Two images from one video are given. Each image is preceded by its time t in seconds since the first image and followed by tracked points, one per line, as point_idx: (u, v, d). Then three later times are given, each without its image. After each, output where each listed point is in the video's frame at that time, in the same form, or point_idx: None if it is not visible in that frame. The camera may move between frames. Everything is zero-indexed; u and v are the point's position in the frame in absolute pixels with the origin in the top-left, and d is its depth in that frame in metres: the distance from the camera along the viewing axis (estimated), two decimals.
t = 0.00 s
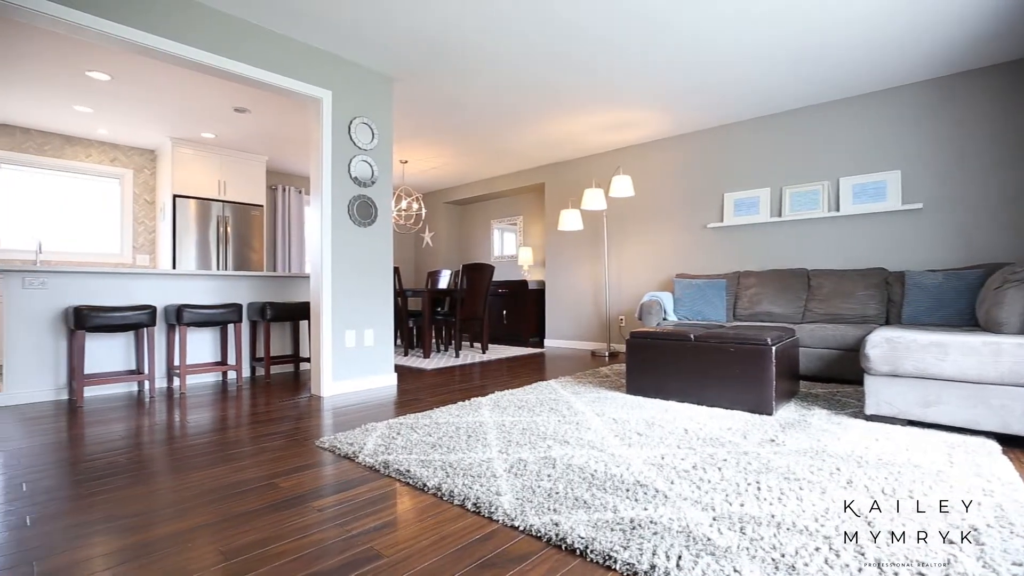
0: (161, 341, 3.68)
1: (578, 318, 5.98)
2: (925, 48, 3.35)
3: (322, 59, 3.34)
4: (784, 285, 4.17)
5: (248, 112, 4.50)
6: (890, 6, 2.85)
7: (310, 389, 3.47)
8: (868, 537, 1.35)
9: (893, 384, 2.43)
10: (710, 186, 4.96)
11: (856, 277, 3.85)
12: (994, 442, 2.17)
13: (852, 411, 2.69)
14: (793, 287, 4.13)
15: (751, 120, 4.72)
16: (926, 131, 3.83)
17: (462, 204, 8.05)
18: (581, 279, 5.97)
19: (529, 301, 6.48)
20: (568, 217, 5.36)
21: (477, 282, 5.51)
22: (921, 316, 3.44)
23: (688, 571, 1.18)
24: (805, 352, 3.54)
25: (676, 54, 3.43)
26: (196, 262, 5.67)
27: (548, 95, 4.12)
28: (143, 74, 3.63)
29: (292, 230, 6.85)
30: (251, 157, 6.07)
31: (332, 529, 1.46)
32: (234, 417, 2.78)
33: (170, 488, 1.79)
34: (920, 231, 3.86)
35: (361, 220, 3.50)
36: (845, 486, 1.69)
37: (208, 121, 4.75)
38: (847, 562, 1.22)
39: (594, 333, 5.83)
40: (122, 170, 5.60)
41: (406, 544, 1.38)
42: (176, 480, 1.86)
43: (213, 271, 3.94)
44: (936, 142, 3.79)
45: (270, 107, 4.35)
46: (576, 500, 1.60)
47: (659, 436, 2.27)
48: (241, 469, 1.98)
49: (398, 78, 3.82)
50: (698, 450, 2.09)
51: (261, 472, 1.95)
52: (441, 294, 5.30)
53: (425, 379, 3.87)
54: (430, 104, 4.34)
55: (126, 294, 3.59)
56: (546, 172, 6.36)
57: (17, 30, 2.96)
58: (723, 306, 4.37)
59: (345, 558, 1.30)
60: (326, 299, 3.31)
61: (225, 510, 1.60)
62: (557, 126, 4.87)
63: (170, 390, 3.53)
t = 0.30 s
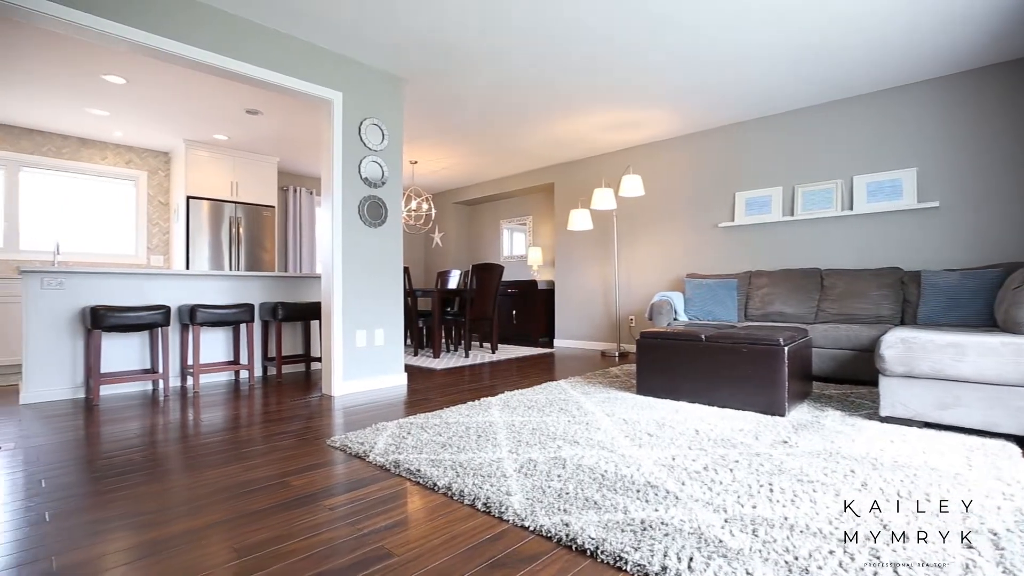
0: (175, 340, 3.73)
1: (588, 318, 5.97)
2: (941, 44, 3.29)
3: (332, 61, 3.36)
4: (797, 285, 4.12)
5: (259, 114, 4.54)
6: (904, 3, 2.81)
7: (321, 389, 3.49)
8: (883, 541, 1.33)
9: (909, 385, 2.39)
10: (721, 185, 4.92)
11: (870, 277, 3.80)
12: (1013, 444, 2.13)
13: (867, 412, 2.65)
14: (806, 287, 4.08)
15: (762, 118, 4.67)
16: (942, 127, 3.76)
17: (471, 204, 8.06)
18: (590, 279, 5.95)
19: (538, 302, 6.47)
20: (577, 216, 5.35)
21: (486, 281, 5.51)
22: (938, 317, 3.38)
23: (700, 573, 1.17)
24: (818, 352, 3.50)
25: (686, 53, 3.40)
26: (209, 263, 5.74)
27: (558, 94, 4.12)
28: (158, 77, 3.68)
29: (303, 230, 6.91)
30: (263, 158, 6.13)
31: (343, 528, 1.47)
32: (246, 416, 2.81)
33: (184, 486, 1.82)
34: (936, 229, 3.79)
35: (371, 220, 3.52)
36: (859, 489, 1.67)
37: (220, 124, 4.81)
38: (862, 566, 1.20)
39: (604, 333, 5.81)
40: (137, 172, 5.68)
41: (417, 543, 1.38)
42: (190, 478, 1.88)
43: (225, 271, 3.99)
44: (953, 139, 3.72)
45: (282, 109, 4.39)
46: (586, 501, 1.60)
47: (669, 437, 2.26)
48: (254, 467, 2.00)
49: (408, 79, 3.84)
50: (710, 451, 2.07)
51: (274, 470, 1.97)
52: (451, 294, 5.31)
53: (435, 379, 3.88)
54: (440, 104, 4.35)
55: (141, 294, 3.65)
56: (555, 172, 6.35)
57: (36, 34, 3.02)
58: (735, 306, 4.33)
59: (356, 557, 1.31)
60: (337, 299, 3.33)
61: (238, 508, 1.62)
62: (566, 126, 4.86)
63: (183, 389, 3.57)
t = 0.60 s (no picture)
0: (189, 340, 3.78)
1: (597, 318, 5.95)
2: (957, 40, 3.24)
3: (343, 62, 3.39)
4: (809, 285, 4.08)
5: (271, 116, 4.59)
6: None
7: (332, 388, 3.52)
8: (899, 545, 1.30)
9: (925, 387, 2.36)
10: (732, 184, 4.88)
11: (885, 277, 3.74)
12: None
13: (882, 414, 2.61)
14: (819, 287, 4.03)
15: (774, 116, 4.63)
16: (959, 124, 3.70)
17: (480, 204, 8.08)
18: (600, 278, 5.94)
19: (548, 302, 6.46)
20: (587, 216, 5.34)
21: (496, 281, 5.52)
22: (954, 317, 3.33)
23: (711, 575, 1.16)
24: (832, 353, 3.46)
25: (697, 51, 3.38)
26: (222, 263, 5.81)
27: (567, 94, 4.11)
28: (173, 80, 3.73)
29: (314, 230, 6.97)
30: (274, 159, 6.19)
31: (354, 526, 1.48)
32: (259, 415, 2.84)
33: (199, 483, 1.84)
34: (954, 228, 3.72)
35: (381, 221, 3.54)
36: (874, 491, 1.64)
37: (233, 125, 4.87)
38: (878, 571, 1.18)
39: (614, 333, 5.79)
40: (151, 174, 5.76)
41: (427, 543, 1.39)
42: (204, 476, 1.91)
43: (238, 272, 4.04)
44: (970, 136, 3.65)
45: (293, 110, 4.43)
46: (596, 501, 1.59)
47: (680, 438, 2.24)
48: (267, 465, 2.02)
49: (418, 80, 3.85)
50: (721, 452, 2.06)
51: (285, 469, 1.99)
52: (460, 294, 5.32)
53: (445, 379, 3.89)
54: (449, 105, 4.37)
55: (155, 294, 3.70)
56: (565, 172, 6.34)
57: (53, 38, 3.07)
58: (746, 306, 4.29)
59: (367, 556, 1.32)
60: (348, 299, 3.35)
61: (251, 506, 1.64)
62: (576, 125, 4.86)
63: (197, 388, 3.62)
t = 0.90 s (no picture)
0: (203, 340, 3.82)
1: (608, 318, 5.93)
2: (975, 35, 3.17)
3: (353, 64, 3.41)
4: (823, 284, 4.03)
5: (283, 118, 4.63)
6: None
7: (343, 387, 3.54)
8: (917, 549, 1.28)
9: (943, 388, 2.31)
10: (744, 183, 4.84)
11: (900, 276, 3.69)
12: None
13: (898, 416, 2.57)
14: (833, 286, 3.98)
15: (787, 114, 4.58)
16: (978, 121, 3.62)
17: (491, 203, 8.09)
18: (611, 278, 5.91)
19: (558, 302, 6.46)
20: (598, 216, 5.32)
21: (506, 281, 5.52)
22: (973, 318, 3.26)
23: None
24: (847, 354, 3.41)
25: (708, 49, 3.35)
26: (235, 263, 5.87)
27: (577, 93, 4.10)
28: (187, 84, 3.78)
29: (326, 231, 7.02)
30: (286, 161, 6.25)
31: (366, 525, 1.49)
32: (271, 414, 2.87)
33: (213, 481, 1.86)
34: (972, 227, 3.65)
35: (392, 221, 3.56)
36: (890, 494, 1.62)
37: (246, 127, 4.92)
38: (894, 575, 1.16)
39: (624, 333, 5.76)
40: (166, 176, 5.85)
41: (438, 542, 1.39)
42: (219, 475, 1.93)
43: (251, 272, 4.08)
44: (989, 133, 3.58)
45: (305, 112, 4.47)
46: (608, 502, 1.59)
47: (692, 439, 2.23)
48: (280, 464, 2.04)
49: (428, 80, 3.86)
50: (734, 453, 2.04)
51: (298, 467, 2.01)
52: (471, 293, 5.34)
53: (456, 378, 3.90)
54: (459, 105, 4.37)
55: (170, 295, 3.75)
56: (575, 172, 6.32)
57: (71, 42, 3.12)
58: (759, 307, 4.25)
59: (378, 555, 1.32)
60: (359, 299, 3.37)
61: (264, 505, 1.65)
62: (586, 125, 4.84)
63: (211, 387, 3.67)
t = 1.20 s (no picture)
0: (217, 339, 3.87)
1: (618, 318, 5.90)
2: (993, 30, 3.11)
3: (365, 66, 3.43)
4: (838, 284, 3.97)
5: (295, 119, 4.67)
6: None
7: (354, 387, 3.56)
8: (936, 553, 1.26)
9: (962, 390, 2.27)
10: (756, 182, 4.79)
11: (917, 276, 3.63)
12: None
13: (915, 418, 2.53)
14: (848, 286, 3.92)
15: (800, 112, 4.52)
16: (997, 117, 3.55)
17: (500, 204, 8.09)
18: (621, 278, 5.89)
19: (568, 302, 6.44)
20: (608, 215, 5.30)
21: (516, 281, 5.52)
22: (992, 318, 3.20)
23: None
24: (861, 354, 3.36)
25: (720, 47, 3.31)
26: (248, 264, 5.93)
27: (588, 92, 4.08)
28: (201, 86, 3.83)
29: (337, 231, 7.07)
30: (298, 162, 6.31)
31: (377, 524, 1.50)
32: (284, 413, 2.90)
33: (227, 479, 1.88)
34: (991, 225, 3.57)
35: (403, 222, 3.57)
36: (908, 497, 1.59)
37: (258, 129, 4.97)
38: None
39: (635, 333, 5.74)
40: (181, 178, 5.93)
41: (449, 541, 1.40)
42: (232, 473, 1.95)
43: (264, 272, 4.12)
44: (1009, 129, 3.50)
45: (316, 114, 4.51)
46: (619, 503, 1.58)
47: (704, 440, 2.21)
48: (292, 463, 2.06)
49: (438, 81, 3.87)
50: (747, 455, 2.02)
51: (310, 466, 2.02)
52: (481, 293, 5.34)
53: (466, 378, 3.91)
54: (469, 105, 4.38)
55: (184, 295, 3.80)
56: (586, 172, 6.30)
57: (88, 47, 3.17)
58: (771, 306, 4.21)
59: (390, 553, 1.33)
60: (370, 299, 3.39)
61: (277, 503, 1.67)
62: (595, 124, 4.83)
63: (225, 386, 3.71)
